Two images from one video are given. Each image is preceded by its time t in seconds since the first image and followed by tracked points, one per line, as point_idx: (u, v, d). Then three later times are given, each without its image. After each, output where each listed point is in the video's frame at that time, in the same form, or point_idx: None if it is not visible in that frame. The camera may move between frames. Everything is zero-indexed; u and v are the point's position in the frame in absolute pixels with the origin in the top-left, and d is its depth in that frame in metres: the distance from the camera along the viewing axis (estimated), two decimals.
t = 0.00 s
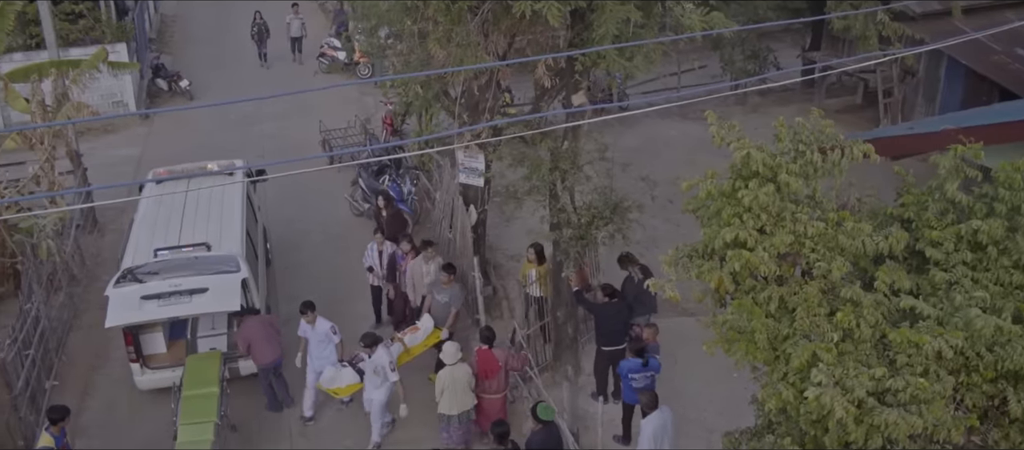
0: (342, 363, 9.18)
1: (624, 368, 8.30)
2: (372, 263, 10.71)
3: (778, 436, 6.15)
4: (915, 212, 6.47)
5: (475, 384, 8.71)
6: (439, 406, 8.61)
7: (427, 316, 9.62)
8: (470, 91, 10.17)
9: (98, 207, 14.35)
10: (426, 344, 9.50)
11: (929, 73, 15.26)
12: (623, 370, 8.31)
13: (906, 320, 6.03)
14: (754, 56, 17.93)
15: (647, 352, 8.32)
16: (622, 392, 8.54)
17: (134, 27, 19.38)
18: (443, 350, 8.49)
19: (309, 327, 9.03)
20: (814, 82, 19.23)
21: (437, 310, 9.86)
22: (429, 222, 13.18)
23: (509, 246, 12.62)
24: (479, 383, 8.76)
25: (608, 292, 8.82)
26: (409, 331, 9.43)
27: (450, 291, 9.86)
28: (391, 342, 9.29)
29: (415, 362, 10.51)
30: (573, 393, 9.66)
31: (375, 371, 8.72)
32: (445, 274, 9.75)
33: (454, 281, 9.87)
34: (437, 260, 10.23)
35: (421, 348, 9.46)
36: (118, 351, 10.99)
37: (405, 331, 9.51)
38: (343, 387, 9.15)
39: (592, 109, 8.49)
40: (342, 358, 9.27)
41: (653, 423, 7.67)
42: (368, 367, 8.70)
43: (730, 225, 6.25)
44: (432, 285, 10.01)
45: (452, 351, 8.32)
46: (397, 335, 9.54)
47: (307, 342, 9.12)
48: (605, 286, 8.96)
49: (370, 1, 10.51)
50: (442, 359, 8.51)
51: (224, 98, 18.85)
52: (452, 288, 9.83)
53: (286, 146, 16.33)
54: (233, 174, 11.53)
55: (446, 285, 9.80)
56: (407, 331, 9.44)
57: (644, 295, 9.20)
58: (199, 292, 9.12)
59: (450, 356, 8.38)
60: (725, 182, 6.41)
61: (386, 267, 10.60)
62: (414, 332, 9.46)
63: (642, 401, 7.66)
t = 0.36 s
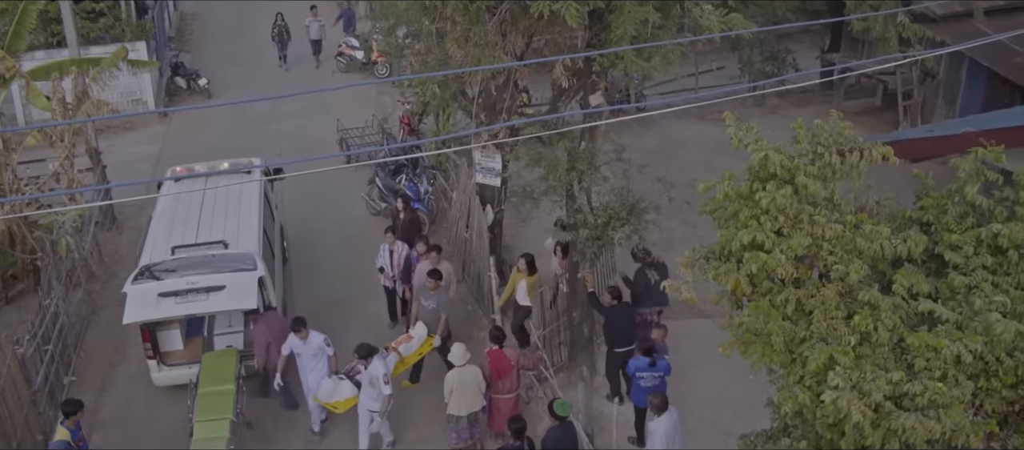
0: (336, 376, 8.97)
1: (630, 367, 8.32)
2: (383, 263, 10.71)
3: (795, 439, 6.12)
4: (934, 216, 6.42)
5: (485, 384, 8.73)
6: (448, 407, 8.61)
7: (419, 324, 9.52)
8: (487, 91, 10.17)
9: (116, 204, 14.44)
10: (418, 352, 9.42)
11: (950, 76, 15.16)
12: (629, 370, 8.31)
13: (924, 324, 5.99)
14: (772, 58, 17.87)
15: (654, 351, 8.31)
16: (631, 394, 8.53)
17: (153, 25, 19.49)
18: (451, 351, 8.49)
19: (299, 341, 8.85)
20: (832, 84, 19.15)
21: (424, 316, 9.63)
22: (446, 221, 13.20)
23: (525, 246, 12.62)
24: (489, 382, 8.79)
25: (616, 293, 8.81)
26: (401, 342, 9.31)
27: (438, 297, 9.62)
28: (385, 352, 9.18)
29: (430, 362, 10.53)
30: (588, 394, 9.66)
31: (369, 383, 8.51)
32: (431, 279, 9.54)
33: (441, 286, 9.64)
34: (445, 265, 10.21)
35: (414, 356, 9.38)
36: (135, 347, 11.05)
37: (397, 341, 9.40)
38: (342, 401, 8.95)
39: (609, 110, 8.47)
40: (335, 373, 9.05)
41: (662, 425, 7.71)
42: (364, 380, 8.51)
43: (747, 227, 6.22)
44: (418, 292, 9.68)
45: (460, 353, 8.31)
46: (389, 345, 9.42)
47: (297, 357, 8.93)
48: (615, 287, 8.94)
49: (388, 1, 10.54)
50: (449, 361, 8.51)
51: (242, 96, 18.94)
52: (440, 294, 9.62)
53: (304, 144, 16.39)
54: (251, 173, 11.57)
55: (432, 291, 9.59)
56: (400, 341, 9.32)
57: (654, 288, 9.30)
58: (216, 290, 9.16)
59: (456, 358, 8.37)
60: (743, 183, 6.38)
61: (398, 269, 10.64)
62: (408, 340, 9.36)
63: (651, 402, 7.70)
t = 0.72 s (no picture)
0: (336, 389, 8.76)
1: (656, 366, 8.29)
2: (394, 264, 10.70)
3: (811, 442, 6.09)
4: (953, 219, 6.38)
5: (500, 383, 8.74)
6: (463, 405, 8.62)
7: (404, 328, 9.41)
8: (504, 91, 10.17)
9: (134, 202, 14.54)
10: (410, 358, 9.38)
11: (971, 78, 15.06)
12: (656, 369, 8.29)
13: (942, 328, 5.95)
14: (791, 59, 17.82)
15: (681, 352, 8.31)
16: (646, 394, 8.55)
17: (172, 24, 19.62)
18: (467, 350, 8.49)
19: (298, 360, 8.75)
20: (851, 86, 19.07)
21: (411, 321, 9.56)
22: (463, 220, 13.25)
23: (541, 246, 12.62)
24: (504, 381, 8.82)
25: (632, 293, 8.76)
26: (390, 349, 9.22)
27: (424, 301, 9.57)
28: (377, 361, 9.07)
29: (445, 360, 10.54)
30: (604, 395, 9.66)
31: (367, 395, 8.49)
32: (415, 282, 9.49)
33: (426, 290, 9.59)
34: (456, 271, 10.02)
35: (406, 361, 9.33)
36: (152, 344, 11.12)
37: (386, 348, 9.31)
38: (344, 414, 8.69)
39: (627, 110, 8.46)
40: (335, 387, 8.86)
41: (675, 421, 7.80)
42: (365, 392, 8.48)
43: (764, 229, 6.19)
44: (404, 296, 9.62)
45: (475, 351, 8.33)
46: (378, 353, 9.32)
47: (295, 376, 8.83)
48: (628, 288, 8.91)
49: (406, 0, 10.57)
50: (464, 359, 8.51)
51: (260, 95, 19.03)
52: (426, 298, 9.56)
53: (322, 143, 16.46)
54: (268, 171, 11.61)
55: (417, 295, 9.53)
56: (389, 348, 9.23)
57: (667, 287, 9.30)
58: (232, 287, 9.18)
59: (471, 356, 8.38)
60: (761, 185, 6.36)
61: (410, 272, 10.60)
62: (396, 346, 9.27)
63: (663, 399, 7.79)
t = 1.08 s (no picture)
0: (333, 400, 8.44)
1: (674, 368, 8.38)
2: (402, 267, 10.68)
3: (823, 445, 6.07)
4: (968, 221, 6.34)
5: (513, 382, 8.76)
6: (476, 401, 8.62)
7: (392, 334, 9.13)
8: (517, 91, 10.17)
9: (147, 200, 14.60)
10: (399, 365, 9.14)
11: (986, 80, 14.98)
12: (673, 371, 8.39)
13: (956, 331, 5.92)
14: (804, 60, 17.78)
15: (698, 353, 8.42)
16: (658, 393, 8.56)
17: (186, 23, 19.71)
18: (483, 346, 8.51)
19: (296, 377, 8.33)
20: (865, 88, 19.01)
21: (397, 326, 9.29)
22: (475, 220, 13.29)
23: (553, 247, 12.62)
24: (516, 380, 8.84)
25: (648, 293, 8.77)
26: (381, 357, 8.92)
27: (413, 307, 9.27)
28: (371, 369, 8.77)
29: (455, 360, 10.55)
30: (614, 396, 9.65)
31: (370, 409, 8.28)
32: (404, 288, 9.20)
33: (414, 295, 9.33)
34: (466, 276, 10.00)
35: (396, 368, 9.07)
36: (164, 342, 11.15)
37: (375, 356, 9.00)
38: (344, 425, 8.43)
39: (639, 111, 8.44)
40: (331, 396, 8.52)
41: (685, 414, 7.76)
42: (370, 410, 8.28)
43: (777, 231, 6.17)
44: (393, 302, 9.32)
45: (491, 349, 8.35)
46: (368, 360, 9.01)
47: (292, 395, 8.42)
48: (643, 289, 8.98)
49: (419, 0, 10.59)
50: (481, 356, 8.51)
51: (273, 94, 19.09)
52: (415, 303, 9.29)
53: (334, 142, 16.51)
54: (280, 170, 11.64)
55: (407, 301, 9.23)
56: (379, 355, 8.93)
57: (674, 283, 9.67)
58: (244, 286, 9.19)
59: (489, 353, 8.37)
60: (773, 186, 6.33)
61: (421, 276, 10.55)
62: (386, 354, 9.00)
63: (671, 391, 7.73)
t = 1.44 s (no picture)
0: (339, 410, 8.22)
1: (692, 368, 8.37)
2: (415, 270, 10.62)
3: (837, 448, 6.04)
4: (985, 225, 6.29)
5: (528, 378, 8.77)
6: (489, 397, 8.65)
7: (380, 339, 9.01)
8: (532, 91, 10.18)
9: (163, 198, 14.67)
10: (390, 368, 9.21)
11: (1004, 82, 14.88)
12: (690, 371, 8.38)
13: (973, 335, 5.88)
14: (821, 62, 17.73)
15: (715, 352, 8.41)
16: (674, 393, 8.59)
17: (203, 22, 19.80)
18: (500, 341, 8.60)
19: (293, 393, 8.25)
20: (881, 89, 18.92)
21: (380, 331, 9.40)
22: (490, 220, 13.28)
23: (567, 247, 12.63)
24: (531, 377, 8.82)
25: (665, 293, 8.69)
26: (374, 363, 8.83)
27: (393, 312, 9.43)
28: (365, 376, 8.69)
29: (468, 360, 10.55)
30: (628, 397, 9.64)
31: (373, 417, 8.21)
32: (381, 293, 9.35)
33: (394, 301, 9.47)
34: (472, 280, 9.92)
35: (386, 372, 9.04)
36: (179, 339, 11.21)
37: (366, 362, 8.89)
38: (351, 434, 8.24)
39: (655, 111, 8.42)
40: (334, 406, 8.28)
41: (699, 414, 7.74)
42: (370, 422, 8.19)
43: (792, 233, 6.15)
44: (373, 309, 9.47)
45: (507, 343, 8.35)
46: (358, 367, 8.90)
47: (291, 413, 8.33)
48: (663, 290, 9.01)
49: None
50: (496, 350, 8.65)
51: (289, 93, 19.16)
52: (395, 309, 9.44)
53: (350, 141, 16.55)
54: (296, 168, 11.68)
55: (386, 307, 9.39)
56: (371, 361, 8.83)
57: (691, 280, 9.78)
58: (259, 284, 9.21)
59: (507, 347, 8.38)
60: (789, 188, 6.31)
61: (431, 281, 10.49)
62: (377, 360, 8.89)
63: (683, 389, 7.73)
